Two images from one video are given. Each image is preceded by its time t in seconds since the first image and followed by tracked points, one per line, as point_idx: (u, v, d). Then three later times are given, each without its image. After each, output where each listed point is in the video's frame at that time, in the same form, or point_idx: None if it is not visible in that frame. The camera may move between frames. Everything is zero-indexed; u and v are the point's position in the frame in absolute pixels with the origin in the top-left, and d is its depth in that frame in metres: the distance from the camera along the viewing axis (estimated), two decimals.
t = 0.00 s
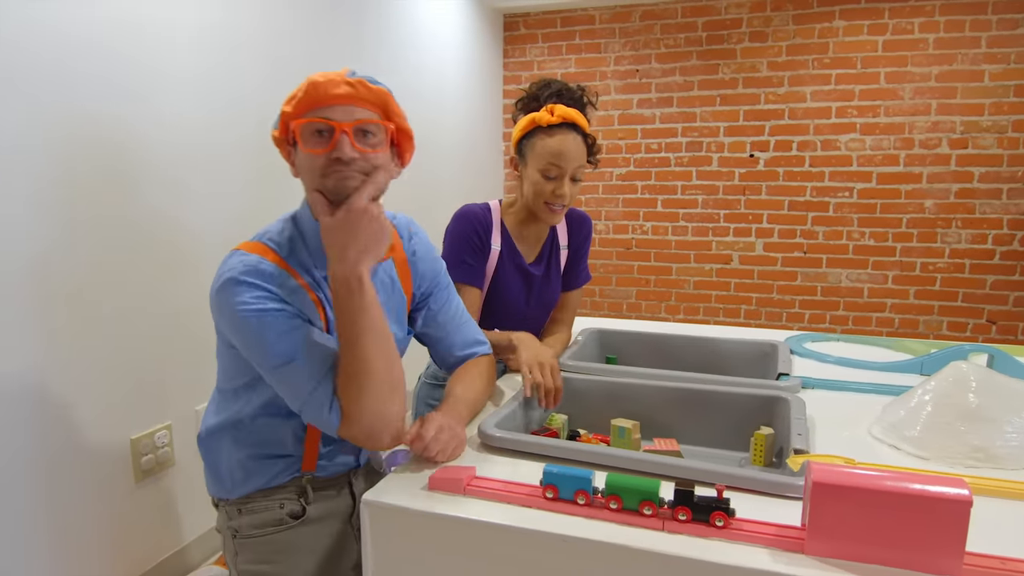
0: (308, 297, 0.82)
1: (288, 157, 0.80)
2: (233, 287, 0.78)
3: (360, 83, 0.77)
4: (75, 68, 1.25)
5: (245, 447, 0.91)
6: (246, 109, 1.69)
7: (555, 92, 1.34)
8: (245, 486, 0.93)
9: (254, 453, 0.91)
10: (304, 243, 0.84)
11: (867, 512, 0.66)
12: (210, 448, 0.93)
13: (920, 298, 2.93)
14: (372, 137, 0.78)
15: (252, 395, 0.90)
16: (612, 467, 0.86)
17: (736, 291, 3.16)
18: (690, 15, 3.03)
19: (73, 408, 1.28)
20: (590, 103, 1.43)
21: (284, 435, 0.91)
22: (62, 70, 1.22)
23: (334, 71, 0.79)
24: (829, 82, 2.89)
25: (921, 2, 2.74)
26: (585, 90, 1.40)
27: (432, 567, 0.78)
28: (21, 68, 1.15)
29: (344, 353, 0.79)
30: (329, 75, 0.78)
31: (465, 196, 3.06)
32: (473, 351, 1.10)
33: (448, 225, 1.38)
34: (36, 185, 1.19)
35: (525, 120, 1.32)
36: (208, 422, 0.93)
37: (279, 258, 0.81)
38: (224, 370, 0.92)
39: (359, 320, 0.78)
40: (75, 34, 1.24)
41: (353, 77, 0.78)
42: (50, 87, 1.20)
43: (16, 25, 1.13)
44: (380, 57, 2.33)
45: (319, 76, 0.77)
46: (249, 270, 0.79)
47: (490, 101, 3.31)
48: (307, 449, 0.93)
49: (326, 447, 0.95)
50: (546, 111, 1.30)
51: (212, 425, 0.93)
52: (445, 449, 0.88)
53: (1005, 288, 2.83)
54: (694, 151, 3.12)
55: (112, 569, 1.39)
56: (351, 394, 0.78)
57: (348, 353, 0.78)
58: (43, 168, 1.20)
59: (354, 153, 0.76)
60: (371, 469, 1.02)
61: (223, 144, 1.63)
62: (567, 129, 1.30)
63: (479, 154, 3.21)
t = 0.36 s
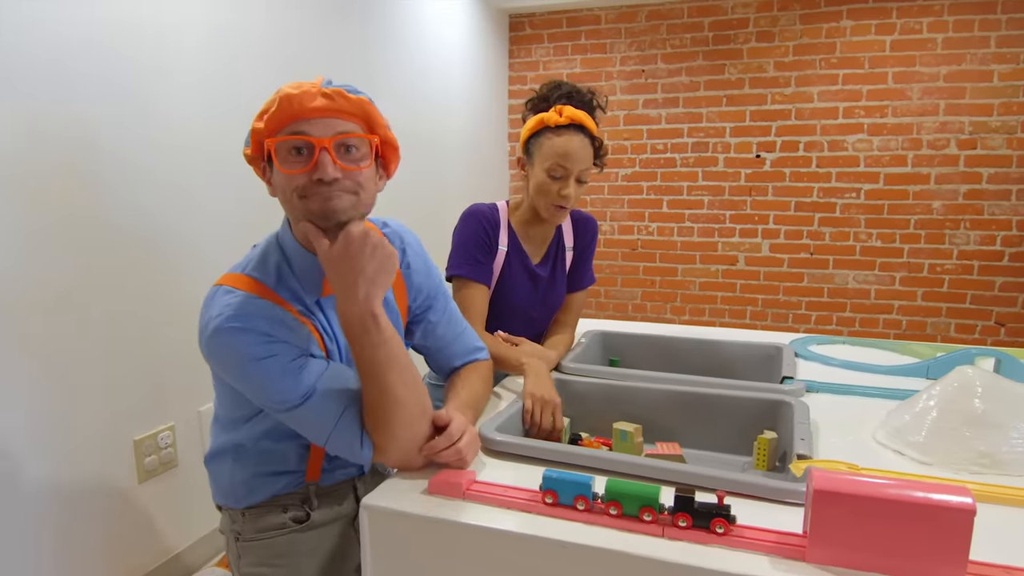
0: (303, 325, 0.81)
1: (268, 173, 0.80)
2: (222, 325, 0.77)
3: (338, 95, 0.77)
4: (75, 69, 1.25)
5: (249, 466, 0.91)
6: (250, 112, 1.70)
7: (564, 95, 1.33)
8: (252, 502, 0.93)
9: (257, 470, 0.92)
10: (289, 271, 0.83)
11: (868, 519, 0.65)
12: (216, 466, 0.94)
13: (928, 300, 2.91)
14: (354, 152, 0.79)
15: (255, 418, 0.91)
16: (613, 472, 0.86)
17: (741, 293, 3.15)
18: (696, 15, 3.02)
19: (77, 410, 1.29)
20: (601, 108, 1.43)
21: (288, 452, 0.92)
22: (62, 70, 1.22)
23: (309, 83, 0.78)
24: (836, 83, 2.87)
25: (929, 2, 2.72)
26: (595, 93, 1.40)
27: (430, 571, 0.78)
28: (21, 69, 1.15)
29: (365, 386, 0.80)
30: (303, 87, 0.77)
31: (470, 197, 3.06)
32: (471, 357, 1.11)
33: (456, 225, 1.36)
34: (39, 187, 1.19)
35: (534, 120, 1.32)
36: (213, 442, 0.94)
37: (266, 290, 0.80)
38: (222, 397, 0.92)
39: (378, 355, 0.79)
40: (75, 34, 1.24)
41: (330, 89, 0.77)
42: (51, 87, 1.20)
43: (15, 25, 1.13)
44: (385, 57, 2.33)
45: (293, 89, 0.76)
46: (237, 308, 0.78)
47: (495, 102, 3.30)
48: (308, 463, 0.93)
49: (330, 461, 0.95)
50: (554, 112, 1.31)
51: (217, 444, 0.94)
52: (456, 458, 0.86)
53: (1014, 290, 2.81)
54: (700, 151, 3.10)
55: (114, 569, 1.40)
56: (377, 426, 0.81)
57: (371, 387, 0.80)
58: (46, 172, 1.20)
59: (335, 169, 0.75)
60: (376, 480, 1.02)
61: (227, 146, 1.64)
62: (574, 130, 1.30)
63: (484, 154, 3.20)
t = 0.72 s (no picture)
0: (299, 339, 0.81)
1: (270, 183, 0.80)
2: (216, 340, 0.77)
3: (345, 103, 0.77)
4: (75, 70, 1.25)
5: (253, 474, 0.91)
6: (252, 114, 1.70)
7: (576, 102, 1.32)
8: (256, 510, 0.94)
9: (261, 478, 0.92)
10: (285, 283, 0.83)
11: (870, 531, 0.64)
12: (219, 472, 0.95)
13: (935, 301, 2.88)
14: (361, 161, 0.78)
15: (258, 427, 0.91)
16: (613, 480, 0.85)
17: (747, 294, 3.13)
18: (701, 15, 3.01)
19: (77, 412, 1.29)
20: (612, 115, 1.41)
21: (291, 460, 0.92)
22: (61, 71, 1.22)
23: (315, 90, 0.78)
24: (842, 83, 2.85)
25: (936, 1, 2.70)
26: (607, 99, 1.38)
27: None
28: (19, 71, 1.15)
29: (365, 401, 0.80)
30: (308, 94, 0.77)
31: (474, 199, 3.05)
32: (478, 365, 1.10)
33: (459, 228, 1.36)
34: (39, 190, 1.19)
35: (543, 127, 1.31)
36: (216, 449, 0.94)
37: (262, 303, 0.80)
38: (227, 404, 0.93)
39: (377, 372, 0.79)
40: (75, 35, 1.24)
41: (336, 96, 0.77)
42: (50, 88, 1.20)
43: (15, 26, 1.14)
44: (389, 59, 2.33)
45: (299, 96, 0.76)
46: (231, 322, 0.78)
47: (500, 103, 3.30)
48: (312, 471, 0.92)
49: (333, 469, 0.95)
50: (564, 120, 1.29)
51: (220, 451, 0.94)
52: (459, 468, 0.86)
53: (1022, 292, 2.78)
54: (705, 152, 3.09)
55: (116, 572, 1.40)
56: (377, 439, 0.81)
57: (372, 403, 0.80)
58: (47, 176, 1.21)
59: (342, 179, 0.75)
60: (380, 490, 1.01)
61: (229, 149, 1.64)
62: (584, 141, 1.29)
63: (489, 156, 3.20)
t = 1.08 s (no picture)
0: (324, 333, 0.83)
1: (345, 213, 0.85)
2: (243, 317, 0.78)
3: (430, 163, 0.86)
4: (77, 73, 1.24)
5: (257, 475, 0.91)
6: (255, 116, 1.69)
7: (588, 107, 1.31)
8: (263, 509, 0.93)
9: (264, 479, 0.91)
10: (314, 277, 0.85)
11: (884, 541, 0.63)
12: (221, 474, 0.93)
13: (942, 303, 2.86)
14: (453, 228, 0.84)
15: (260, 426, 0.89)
16: (622, 486, 0.84)
17: (752, 296, 3.12)
18: (707, 15, 2.99)
19: (85, 418, 1.29)
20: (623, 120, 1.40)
21: (295, 459, 0.90)
22: (58, 74, 1.20)
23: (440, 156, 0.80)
24: (849, 84, 2.84)
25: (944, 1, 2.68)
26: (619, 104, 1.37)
27: None
28: (20, 74, 1.14)
29: (382, 390, 0.81)
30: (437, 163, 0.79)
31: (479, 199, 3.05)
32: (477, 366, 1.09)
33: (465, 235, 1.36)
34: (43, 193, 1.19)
35: (553, 131, 1.30)
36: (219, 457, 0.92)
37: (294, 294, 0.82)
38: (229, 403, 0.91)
39: (402, 361, 0.80)
40: (76, 38, 1.23)
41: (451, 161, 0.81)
42: (51, 92, 1.19)
43: (17, 29, 1.13)
44: (395, 59, 2.32)
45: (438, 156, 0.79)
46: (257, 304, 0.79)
47: (504, 103, 3.29)
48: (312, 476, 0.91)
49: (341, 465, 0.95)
50: (575, 124, 1.28)
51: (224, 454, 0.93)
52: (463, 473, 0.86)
53: None
54: (711, 153, 3.08)
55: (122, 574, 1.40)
56: (388, 431, 0.81)
57: (388, 393, 0.80)
58: (53, 179, 1.20)
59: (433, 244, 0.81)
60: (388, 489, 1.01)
61: (233, 151, 1.63)
62: (594, 146, 1.28)
63: (493, 156, 3.19)
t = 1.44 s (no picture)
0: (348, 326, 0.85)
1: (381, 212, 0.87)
2: (275, 300, 0.80)
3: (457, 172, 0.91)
4: (84, 71, 1.23)
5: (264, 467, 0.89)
6: (261, 115, 1.69)
7: (568, 100, 1.33)
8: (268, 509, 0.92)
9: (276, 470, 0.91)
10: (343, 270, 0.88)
11: (900, 540, 0.63)
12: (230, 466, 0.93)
13: (947, 302, 2.86)
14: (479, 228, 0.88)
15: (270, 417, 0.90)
16: (634, 486, 0.84)
17: (757, 294, 3.11)
18: (712, 14, 2.99)
19: (93, 418, 1.29)
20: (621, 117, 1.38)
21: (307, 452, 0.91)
22: (66, 74, 1.20)
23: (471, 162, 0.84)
24: (854, 82, 2.83)
25: None
26: (613, 98, 1.36)
27: None
28: (26, 73, 1.13)
29: (404, 376, 0.83)
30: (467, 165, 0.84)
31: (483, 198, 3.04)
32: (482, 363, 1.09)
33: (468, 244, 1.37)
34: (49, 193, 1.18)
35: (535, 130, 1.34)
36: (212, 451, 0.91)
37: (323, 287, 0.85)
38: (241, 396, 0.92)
39: (424, 347, 0.82)
40: (83, 36, 1.22)
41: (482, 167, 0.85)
42: (57, 91, 1.18)
43: (25, 27, 1.12)
44: (399, 57, 2.32)
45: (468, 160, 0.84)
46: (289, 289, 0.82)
47: (509, 102, 3.28)
48: (314, 471, 0.88)
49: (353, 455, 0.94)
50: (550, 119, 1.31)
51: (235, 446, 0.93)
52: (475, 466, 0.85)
53: None
54: (715, 152, 3.07)
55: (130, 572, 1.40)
56: (405, 417, 0.82)
57: (411, 377, 0.82)
58: (61, 178, 1.20)
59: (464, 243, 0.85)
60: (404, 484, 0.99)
61: (239, 150, 1.62)
62: (568, 138, 1.28)
63: (498, 155, 3.19)
